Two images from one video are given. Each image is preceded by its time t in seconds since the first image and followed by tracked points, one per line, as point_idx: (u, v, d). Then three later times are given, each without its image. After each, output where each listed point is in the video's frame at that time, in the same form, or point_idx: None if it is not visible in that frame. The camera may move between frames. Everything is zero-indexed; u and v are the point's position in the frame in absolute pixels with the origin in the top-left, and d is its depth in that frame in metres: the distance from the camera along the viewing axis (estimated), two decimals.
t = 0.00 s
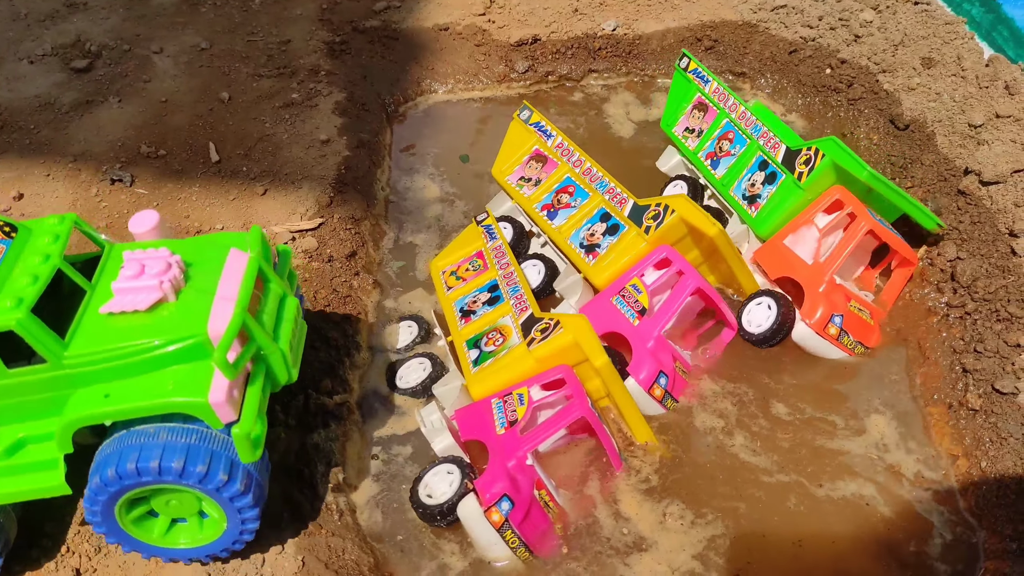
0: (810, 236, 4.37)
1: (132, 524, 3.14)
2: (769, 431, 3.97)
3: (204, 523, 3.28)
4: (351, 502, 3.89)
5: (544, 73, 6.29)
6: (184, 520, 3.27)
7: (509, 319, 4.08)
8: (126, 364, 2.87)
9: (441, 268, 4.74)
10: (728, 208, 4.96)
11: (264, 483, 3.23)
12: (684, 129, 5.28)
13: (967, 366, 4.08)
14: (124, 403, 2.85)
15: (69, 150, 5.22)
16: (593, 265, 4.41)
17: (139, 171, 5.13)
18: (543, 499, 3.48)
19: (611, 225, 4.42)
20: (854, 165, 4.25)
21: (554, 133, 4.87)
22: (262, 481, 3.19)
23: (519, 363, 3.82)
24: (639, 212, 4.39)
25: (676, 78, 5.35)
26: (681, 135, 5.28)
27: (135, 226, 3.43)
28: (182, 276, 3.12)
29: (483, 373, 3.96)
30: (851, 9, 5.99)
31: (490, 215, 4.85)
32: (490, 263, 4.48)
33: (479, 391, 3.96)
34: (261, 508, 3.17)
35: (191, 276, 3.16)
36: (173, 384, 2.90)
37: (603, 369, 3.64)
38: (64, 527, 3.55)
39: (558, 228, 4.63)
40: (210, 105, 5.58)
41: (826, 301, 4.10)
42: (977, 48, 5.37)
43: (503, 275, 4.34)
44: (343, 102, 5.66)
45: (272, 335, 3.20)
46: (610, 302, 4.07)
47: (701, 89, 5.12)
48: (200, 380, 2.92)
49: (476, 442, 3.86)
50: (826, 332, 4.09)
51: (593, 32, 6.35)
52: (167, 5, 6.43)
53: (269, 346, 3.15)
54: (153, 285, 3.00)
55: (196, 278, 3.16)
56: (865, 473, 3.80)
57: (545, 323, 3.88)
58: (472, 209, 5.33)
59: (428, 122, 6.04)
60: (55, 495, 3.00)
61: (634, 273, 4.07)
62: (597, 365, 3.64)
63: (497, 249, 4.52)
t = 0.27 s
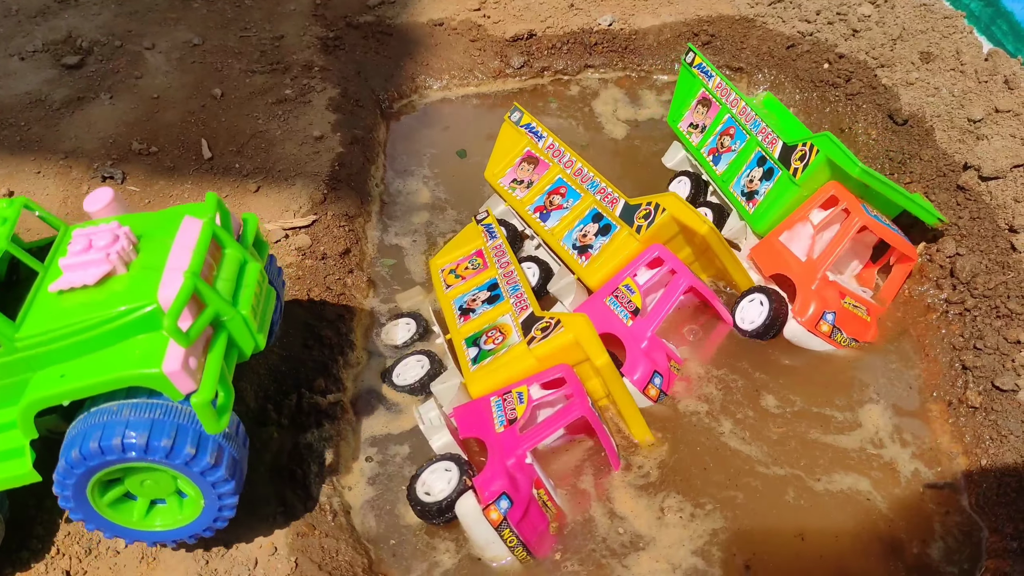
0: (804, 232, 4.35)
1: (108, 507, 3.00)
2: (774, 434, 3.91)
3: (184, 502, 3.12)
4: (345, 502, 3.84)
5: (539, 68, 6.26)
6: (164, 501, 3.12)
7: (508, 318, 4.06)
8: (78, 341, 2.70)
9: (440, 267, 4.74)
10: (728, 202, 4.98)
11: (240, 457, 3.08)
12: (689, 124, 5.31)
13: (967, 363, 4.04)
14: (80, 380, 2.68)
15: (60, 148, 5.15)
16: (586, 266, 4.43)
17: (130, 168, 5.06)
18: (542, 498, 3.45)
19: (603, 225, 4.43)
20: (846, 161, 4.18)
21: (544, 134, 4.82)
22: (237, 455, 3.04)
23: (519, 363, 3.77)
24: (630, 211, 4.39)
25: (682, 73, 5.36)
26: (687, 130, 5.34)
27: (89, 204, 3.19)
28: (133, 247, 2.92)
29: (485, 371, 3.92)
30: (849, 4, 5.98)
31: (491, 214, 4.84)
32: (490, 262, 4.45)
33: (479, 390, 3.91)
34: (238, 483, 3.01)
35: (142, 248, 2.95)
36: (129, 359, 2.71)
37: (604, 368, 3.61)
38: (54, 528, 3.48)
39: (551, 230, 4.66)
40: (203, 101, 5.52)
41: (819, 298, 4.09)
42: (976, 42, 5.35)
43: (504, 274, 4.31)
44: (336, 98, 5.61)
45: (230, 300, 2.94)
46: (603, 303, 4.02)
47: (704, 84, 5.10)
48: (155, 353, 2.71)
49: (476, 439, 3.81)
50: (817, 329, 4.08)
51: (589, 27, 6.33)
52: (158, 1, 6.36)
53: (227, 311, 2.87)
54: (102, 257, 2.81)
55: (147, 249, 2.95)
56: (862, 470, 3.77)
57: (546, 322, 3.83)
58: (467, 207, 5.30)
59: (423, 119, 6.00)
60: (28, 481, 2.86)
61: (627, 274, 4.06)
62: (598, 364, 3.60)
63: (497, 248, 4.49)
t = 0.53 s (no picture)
0: (794, 233, 4.37)
1: (106, 507, 2.97)
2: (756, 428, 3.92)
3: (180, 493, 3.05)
4: (337, 503, 3.80)
5: (535, 66, 6.24)
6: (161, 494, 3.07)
7: (509, 319, 4.03)
8: (63, 333, 2.66)
9: (438, 267, 4.71)
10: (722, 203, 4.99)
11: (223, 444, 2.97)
12: (688, 125, 5.33)
13: (964, 363, 4.02)
14: (64, 373, 2.63)
15: (52, 147, 5.11)
16: (578, 269, 4.45)
17: (123, 167, 5.01)
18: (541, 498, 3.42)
19: (594, 228, 4.44)
20: (831, 161, 4.12)
21: (535, 135, 4.79)
22: (216, 441, 2.93)
23: (518, 364, 3.76)
24: (621, 213, 4.32)
25: (683, 73, 5.38)
26: (685, 131, 5.35)
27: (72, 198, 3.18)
28: (114, 240, 2.91)
29: (485, 369, 3.88)
30: (844, 2, 5.98)
31: (490, 216, 4.81)
32: (489, 263, 4.44)
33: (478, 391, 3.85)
34: (222, 467, 2.92)
35: (123, 240, 2.95)
36: (113, 351, 2.67)
37: (605, 370, 3.61)
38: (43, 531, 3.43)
39: (543, 232, 4.69)
40: (196, 100, 5.48)
41: (806, 298, 4.08)
42: (973, 40, 5.33)
43: (503, 275, 4.29)
44: (330, 98, 5.59)
45: (214, 289, 2.90)
46: (596, 305, 4.08)
47: (702, 85, 5.11)
48: (139, 343, 2.68)
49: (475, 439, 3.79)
50: (806, 330, 4.08)
51: (584, 26, 6.32)
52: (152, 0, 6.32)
53: (211, 301, 2.84)
54: (83, 250, 2.80)
55: (128, 242, 2.94)
56: (854, 469, 3.74)
57: (546, 324, 3.84)
58: (462, 208, 5.29)
59: (417, 119, 5.98)
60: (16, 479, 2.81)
61: (619, 276, 4.06)
62: (599, 366, 3.60)
63: (496, 249, 4.48)
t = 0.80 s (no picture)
0: (786, 235, 4.32)
1: (134, 510, 2.88)
2: (736, 425, 3.89)
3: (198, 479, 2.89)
4: (324, 504, 3.73)
5: (528, 64, 6.24)
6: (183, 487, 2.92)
7: (502, 318, 3.98)
8: (76, 329, 2.52)
9: (431, 266, 4.67)
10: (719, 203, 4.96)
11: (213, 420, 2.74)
12: (688, 123, 5.31)
13: (959, 362, 3.98)
14: (76, 369, 2.50)
15: (40, 144, 5.03)
16: (571, 270, 4.41)
17: (111, 165, 4.94)
18: (536, 500, 3.36)
19: (588, 228, 4.41)
20: (822, 163, 4.06)
21: (528, 136, 4.76)
22: (204, 419, 2.70)
23: (512, 364, 3.73)
24: (614, 213, 4.28)
25: (685, 70, 5.37)
26: (686, 129, 5.33)
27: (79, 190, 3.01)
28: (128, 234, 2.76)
29: (479, 369, 3.82)
30: None
31: (483, 216, 4.77)
32: (483, 262, 4.39)
33: (470, 388, 3.80)
34: (216, 443, 2.69)
35: (137, 235, 2.78)
36: (129, 347, 2.54)
37: (600, 369, 3.56)
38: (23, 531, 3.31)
39: (536, 232, 4.63)
40: (186, 97, 5.43)
41: (796, 301, 4.04)
42: (968, 37, 5.31)
43: (497, 275, 4.24)
44: (321, 95, 5.55)
45: (229, 285, 2.79)
46: (589, 305, 4.05)
47: (702, 83, 5.10)
48: (155, 341, 2.55)
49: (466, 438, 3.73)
50: (794, 334, 4.02)
51: (578, 23, 6.31)
52: None
53: (226, 297, 2.72)
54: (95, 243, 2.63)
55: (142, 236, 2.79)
56: (841, 472, 3.71)
57: (542, 322, 3.78)
58: (453, 206, 5.25)
59: (409, 117, 5.94)
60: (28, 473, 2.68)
61: (611, 277, 4.05)
62: (595, 364, 3.56)
63: (490, 249, 4.44)
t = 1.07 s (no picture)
0: (779, 235, 4.30)
1: (164, 501, 2.87)
2: (727, 424, 3.88)
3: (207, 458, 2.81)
4: (315, 503, 3.70)
5: (522, 63, 6.25)
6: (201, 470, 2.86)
7: (496, 317, 3.97)
8: (83, 316, 2.49)
9: (424, 265, 4.64)
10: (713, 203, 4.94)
11: (196, 393, 2.63)
12: (683, 122, 5.30)
13: (952, 361, 3.97)
14: (85, 357, 2.47)
15: (33, 143, 4.98)
16: (564, 270, 4.40)
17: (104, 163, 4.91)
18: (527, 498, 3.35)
19: (581, 228, 4.38)
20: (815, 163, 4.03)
21: (522, 135, 4.72)
22: (186, 394, 2.60)
23: (505, 362, 3.69)
24: (608, 213, 4.26)
25: (681, 68, 5.36)
26: (681, 127, 5.32)
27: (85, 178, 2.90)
28: (133, 220, 2.72)
29: (472, 368, 3.80)
30: None
31: (477, 215, 4.77)
32: (476, 262, 4.38)
33: (462, 386, 3.78)
34: (199, 412, 2.59)
35: (142, 221, 2.75)
36: (137, 333, 2.50)
37: (593, 368, 3.54)
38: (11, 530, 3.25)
39: (530, 232, 4.65)
40: (179, 96, 5.41)
41: (789, 301, 4.03)
42: (962, 36, 5.32)
43: (491, 274, 4.24)
44: (315, 94, 5.54)
45: (236, 269, 2.72)
46: (581, 304, 4.00)
47: (698, 81, 5.09)
48: (162, 326, 2.51)
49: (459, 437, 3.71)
50: (787, 334, 4.02)
51: (572, 22, 6.32)
52: None
53: (234, 281, 2.66)
54: (100, 230, 2.61)
55: (147, 222, 2.75)
56: (835, 471, 3.70)
57: (535, 321, 3.77)
58: (447, 205, 5.24)
59: (404, 117, 5.94)
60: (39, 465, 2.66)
61: (605, 277, 3.99)
62: (588, 363, 3.53)
63: (484, 249, 4.43)
